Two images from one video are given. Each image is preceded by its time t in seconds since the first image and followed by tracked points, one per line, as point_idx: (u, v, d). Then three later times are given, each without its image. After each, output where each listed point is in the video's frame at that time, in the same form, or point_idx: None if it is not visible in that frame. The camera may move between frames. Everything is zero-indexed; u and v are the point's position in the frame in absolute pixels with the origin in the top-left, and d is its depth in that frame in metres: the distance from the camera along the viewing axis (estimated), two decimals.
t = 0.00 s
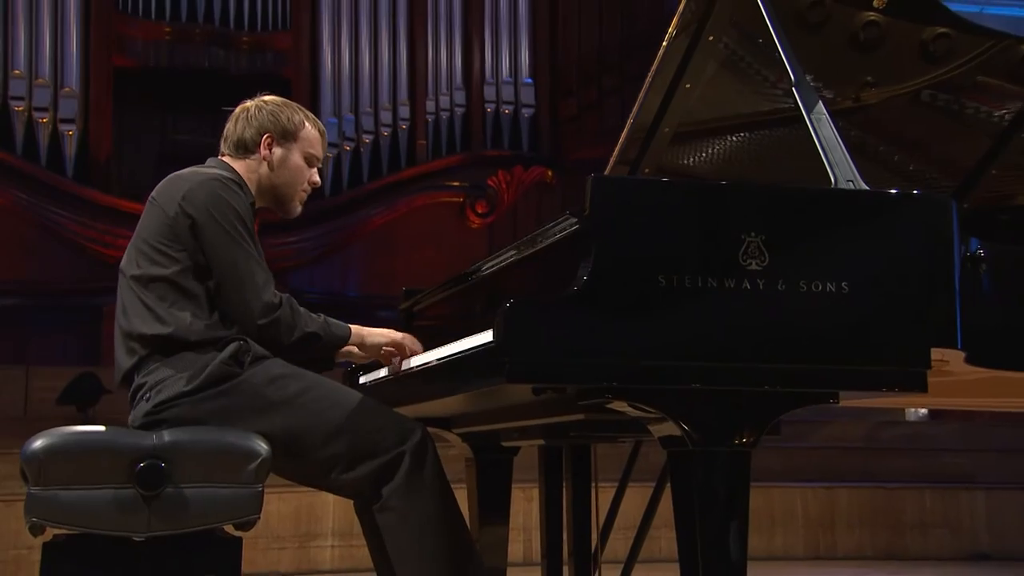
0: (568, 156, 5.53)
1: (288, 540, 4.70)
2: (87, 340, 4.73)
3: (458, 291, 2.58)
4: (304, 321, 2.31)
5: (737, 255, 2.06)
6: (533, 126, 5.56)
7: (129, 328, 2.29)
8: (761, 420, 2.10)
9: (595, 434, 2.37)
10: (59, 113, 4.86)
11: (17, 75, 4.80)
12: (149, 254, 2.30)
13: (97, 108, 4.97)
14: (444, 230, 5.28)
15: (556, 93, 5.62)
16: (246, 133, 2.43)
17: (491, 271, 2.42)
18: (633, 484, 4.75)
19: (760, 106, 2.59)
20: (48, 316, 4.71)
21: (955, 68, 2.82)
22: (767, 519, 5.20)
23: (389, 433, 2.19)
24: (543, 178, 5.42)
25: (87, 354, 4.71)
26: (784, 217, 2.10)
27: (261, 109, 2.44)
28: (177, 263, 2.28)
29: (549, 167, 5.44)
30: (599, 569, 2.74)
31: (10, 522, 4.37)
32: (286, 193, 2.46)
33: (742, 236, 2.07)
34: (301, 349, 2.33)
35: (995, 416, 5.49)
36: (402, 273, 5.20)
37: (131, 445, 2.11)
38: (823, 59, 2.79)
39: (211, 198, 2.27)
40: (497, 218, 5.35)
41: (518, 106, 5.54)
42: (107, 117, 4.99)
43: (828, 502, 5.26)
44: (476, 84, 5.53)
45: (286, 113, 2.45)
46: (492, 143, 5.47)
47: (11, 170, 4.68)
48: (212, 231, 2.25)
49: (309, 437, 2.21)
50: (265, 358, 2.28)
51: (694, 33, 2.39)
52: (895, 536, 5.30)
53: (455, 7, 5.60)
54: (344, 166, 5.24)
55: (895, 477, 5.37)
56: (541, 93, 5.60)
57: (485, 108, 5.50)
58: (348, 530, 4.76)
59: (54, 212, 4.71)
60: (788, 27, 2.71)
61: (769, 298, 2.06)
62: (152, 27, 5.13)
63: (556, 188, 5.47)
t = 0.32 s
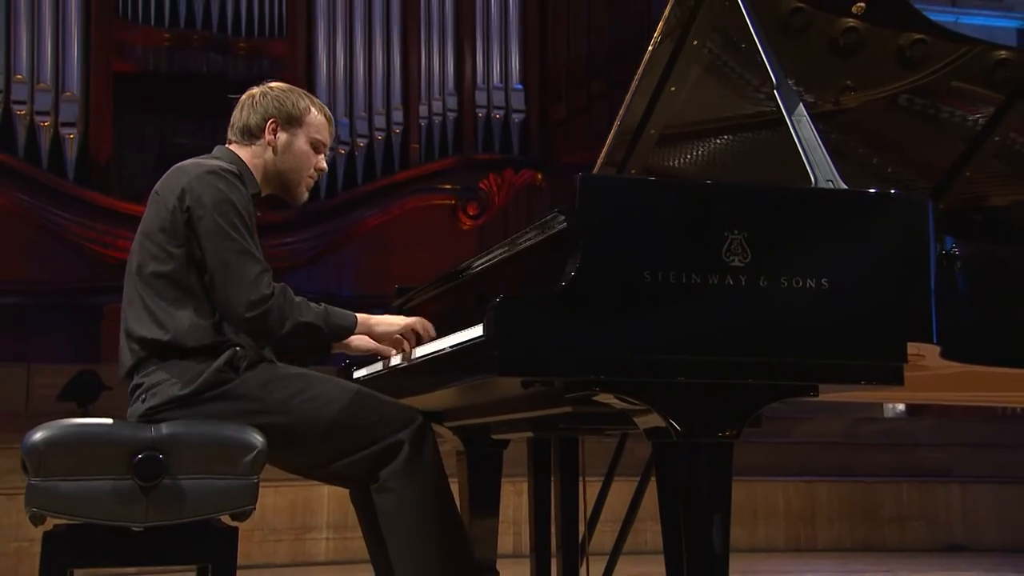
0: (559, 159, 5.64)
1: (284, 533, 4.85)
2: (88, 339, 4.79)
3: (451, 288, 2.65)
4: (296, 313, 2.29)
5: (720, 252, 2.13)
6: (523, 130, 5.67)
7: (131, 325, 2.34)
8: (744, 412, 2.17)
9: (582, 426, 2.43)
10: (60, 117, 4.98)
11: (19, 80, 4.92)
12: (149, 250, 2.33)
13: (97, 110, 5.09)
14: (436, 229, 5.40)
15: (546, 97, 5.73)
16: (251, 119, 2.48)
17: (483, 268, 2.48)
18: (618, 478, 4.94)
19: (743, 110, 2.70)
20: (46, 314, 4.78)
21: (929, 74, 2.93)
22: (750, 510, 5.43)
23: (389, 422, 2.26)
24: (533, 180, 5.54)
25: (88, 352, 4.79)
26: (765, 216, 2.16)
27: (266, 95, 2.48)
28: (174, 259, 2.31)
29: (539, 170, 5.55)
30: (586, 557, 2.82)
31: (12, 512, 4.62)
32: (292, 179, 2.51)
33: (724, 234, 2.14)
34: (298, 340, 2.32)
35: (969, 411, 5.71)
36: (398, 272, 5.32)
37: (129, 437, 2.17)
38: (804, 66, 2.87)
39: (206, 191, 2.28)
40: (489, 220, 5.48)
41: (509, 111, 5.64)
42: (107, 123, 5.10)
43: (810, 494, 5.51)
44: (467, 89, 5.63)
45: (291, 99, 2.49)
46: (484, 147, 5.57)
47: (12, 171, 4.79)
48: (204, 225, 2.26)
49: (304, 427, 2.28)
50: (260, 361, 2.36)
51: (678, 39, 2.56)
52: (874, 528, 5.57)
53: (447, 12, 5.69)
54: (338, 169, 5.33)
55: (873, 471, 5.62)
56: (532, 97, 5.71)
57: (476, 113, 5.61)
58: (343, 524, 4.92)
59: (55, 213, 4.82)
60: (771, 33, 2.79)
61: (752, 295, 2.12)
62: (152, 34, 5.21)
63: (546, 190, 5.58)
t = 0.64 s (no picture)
0: (548, 162, 5.80)
1: (280, 526, 5.00)
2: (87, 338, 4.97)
3: (443, 284, 2.71)
4: (295, 305, 2.24)
5: (705, 249, 2.20)
6: (515, 135, 5.85)
7: (137, 326, 2.38)
8: (728, 404, 2.24)
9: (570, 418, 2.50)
10: (62, 120, 5.13)
11: (22, 85, 5.04)
12: (155, 249, 2.36)
13: (98, 114, 5.21)
14: (429, 231, 5.59)
15: (537, 103, 5.91)
16: (264, 109, 2.51)
17: (474, 266, 2.55)
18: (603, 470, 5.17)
19: (726, 114, 2.83)
20: (47, 313, 4.96)
21: (905, 80, 3.04)
22: (732, 500, 5.69)
23: (385, 421, 2.33)
24: (524, 183, 5.71)
25: (87, 350, 4.96)
26: (747, 214, 2.23)
27: (280, 85, 2.50)
28: (177, 259, 2.33)
29: (529, 173, 5.73)
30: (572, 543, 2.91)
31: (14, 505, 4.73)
32: (302, 170, 2.54)
33: (708, 231, 2.21)
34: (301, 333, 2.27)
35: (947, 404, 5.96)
36: (391, 271, 5.52)
37: (128, 430, 2.22)
38: (786, 68, 2.97)
39: (205, 188, 2.29)
40: (480, 222, 5.65)
41: (500, 116, 5.83)
42: (107, 128, 5.23)
43: (791, 487, 5.79)
44: (459, 94, 5.82)
45: (305, 90, 2.51)
46: (475, 151, 5.75)
47: (14, 174, 4.93)
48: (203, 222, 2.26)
49: (297, 422, 2.34)
50: (263, 364, 2.37)
51: (665, 43, 2.64)
52: (852, 520, 5.86)
53: (440, 19, 5.89)
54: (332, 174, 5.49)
55: (854, 465, 5.92)
56: (523, 103, 5.89)
57: (468, 117, 5.80)
58: (338, 518, 5.07)
59: (57, 214, 4.98)
60: (751, 37, 2.89)
61: (735, 290, 2.19)
62: (151, 39, 5.37)
63: (535, 192, 5.77)
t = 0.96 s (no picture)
0: (541, 166, 5.99)
1: (280, 519, 5.09)
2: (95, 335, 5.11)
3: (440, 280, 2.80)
4: (295, 282, 2.24)
5: (694, 247, 2.26)
6: (509, 139, 6.00)
7: (144, 317, 2.42)
8: (717, 396, 2.30)
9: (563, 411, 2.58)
10: (68, 125, 5.19)
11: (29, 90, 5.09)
12: (166, 239, 2.40)
13: (104, 119, 5.30)
14: (427, 232, 5.74)
15: (531, 107, 6.06)
16: (285, 111, 2.53)
17: (471, 264, 2.63)
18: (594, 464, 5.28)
19: (715, 118, 2.90)
20: (55, 312, 5.07)
21: (889, 84, 3.18)
22: (721, 494, 5.83)
23: (383, 416, 2.37)
24: (518, 186, 5.90)
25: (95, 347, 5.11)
26: (735, 213, 2.30)
27: (303, 88, 2.53)
28: (190, 249, 2.39)
29: (523, 177, 5.91)
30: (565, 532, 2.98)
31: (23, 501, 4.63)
32: (319, 174, 2.55)
33: (697, 229, 2.27)
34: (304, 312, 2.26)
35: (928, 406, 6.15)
36: (388, 271, 5.63)
37: (132, 422, 2.28)
38: (774, 74, 3.08)
39: (219, 177, 2.34)
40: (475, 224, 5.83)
41: (495, 121, 5.99)
42: (112, 132, 5.30)
43: (778, 481, 5.93)
44: (456, 100, 5.97)
45: (325, 94, 2.53)
46: (471, 154, 5.91)
47: (21, 175, 5.03)
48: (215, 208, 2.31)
49: (296, 417, 2.39)
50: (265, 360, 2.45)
51: (655, 47, 2.77)
52: (838, 515, 6.03)
53: (436, 27, 6.03)
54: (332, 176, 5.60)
55: (839, 461, 6.09)
56: (517, 108, 6.03)
57: (464, 122, 5.95)
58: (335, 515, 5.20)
59: (62, 215, 5.10)
60: (740, 45, 3.02)
61: (723, 286, 2.26)
62: (156, 46, 5.45)
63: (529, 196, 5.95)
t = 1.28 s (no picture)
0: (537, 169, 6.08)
1: (283, 513, 5.15)
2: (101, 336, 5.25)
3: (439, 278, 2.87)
4: (326, 265, 2.31)
5: (686, 245, 2.33)
6: (506, 144, 6.09)
7: (152, 313, 2.49)
8: (710, 391, 2.37)
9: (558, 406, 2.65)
10: (77, 130, 5.29)
11: (39, 96, 5.18)
12: (175, 236, 2.47)
13: (113, 126, 5.36)
14: (427, 234, 5.84)
15: (528, 113, 6.15)
16: (281, 108, 2.60)
17: (469, 261, 2.70)
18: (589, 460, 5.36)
19: (707, 120, 3.01)
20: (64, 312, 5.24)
21: (875, 88, 3.27)
22: (713, 490, 5.89)
23: (383, 408, 2.44)
24: (515, 190, 6.00)
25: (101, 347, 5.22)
26: (726, 213, 2.37)
27: (297, 86, 2.61)
28: (200, 245, 2.45)
29: (520, 180, 6.02)
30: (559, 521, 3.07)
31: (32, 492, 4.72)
32: (315, 167, 2.62)
33: (690, 228, 2.34)
34: (329, 296, 2.32)
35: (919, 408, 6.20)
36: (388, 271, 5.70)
37: (138, 415, 2.34)
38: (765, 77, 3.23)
39: (230, 173, 2.42)
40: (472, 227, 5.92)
41: (493, 126, 6.07)
42: (121, 137, 5.37)
43: (768, 477, 6.00)
44: (455, 105, 6.04)
45: (320, 91, 2.61)
46: (470, 158, 5.98)
47: (30, 179, 5.12)
48: (230, 200, 2.37)
49: (298, 410, 2.45)
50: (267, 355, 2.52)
51: (647, 53, 2.86)
52: (826, 511, 6.10)
53: (436, 33, 6.12)
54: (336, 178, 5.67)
55: (828, 456, 6.16)
56: (515, 112, 6.11)
57: (463, 128, 6.02)
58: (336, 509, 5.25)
59: (68, 217, 5.18)
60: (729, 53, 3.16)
61: (716, 283, 2.33)
62: (162, 54, 5.56)
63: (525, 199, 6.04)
